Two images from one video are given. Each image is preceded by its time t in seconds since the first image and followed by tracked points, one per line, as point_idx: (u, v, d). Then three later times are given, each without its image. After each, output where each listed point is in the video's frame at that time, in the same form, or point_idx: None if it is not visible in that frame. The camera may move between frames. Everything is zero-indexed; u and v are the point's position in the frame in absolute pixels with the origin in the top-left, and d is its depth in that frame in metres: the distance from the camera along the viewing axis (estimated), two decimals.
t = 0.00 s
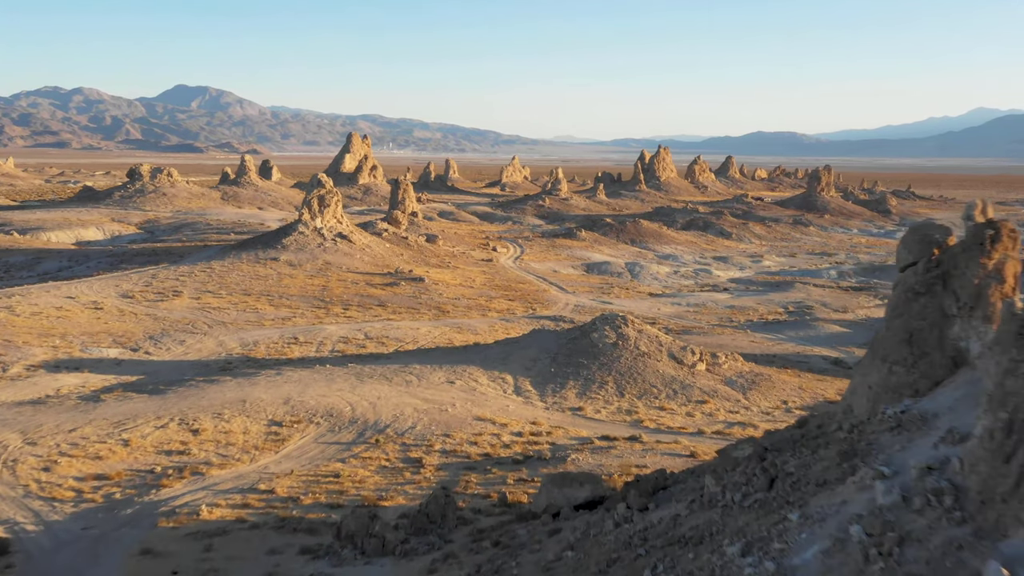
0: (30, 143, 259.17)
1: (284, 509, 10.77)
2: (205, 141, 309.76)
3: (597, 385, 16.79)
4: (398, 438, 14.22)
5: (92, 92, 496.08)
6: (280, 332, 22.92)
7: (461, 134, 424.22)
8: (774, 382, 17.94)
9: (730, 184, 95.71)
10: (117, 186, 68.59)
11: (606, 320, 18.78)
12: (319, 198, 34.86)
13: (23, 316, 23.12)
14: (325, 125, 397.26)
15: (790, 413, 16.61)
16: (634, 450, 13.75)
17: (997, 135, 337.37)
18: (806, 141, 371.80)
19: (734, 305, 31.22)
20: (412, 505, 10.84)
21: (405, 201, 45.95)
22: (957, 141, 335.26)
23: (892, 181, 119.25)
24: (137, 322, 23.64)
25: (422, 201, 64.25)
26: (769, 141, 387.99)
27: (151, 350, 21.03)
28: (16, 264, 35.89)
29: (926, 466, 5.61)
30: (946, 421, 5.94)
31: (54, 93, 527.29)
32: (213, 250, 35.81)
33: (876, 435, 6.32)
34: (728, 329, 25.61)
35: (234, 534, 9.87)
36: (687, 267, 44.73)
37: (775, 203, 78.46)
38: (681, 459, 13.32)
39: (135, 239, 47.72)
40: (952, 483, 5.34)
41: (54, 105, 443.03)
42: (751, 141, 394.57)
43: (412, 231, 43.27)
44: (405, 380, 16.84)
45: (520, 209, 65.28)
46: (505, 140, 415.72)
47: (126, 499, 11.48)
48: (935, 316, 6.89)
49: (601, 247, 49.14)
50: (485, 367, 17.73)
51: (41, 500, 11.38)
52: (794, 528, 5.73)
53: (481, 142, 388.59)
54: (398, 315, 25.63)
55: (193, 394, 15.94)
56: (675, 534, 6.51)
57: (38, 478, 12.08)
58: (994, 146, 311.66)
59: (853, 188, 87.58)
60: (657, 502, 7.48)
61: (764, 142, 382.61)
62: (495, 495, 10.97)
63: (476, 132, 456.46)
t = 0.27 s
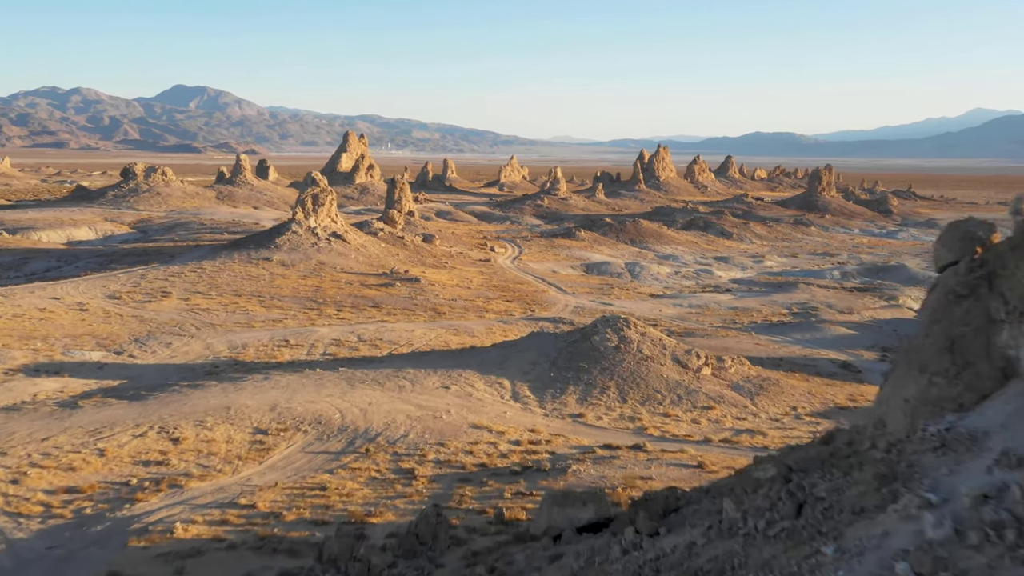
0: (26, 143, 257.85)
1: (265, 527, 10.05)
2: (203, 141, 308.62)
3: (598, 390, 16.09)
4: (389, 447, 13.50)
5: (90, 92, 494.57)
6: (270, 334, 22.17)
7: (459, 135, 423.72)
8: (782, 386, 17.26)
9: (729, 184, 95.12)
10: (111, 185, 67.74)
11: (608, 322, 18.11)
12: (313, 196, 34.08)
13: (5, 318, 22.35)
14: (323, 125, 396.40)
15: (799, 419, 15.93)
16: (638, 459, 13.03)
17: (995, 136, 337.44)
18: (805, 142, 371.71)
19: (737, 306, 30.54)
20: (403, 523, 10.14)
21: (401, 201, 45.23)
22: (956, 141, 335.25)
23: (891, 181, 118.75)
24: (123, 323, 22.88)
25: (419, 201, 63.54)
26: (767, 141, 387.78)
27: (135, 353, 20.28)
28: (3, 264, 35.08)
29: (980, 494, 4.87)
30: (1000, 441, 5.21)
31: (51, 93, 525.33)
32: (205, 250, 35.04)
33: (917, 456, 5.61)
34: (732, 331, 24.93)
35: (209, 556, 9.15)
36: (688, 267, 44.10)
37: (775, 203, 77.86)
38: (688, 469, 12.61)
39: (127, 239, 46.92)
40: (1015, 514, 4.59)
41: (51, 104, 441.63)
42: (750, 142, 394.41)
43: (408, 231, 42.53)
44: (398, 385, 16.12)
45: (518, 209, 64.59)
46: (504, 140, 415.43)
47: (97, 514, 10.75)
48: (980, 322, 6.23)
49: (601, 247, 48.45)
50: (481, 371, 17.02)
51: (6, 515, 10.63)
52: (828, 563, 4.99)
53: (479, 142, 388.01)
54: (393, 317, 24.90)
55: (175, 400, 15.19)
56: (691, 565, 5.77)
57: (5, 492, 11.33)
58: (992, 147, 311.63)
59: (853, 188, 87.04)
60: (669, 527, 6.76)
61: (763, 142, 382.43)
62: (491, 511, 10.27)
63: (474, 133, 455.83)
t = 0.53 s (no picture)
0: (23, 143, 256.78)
1: (247, 546, 9.43)
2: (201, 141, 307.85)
3: (600, 395, 15.47)
4: (381, 456, 12.88)
5: (88, 91, 493.24)
6: (261, 336, 21.53)
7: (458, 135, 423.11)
8: (789, 391, 16.66)
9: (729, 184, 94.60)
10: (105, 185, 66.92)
11: (609, 325, 17.51)
12: (307, 195, 33.40)
13: None
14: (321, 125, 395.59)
15: (808, 425, 15.34)
16: (642, 469, 12.41)
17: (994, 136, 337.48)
18: (803, 142, 371.64)
19: (740, 307, 29.97)
20: (393, 540, 9.54)
21: (398, 200, 44.59)
22: (954, 141, 335.24)
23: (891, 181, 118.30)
24: (110, 325, 22.22)
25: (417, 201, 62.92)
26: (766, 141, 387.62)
27: (121, 357, 19.62)
28: None
29: None
30: None
31: (49, 93, 523.72)
32: (197, 250, 34.36)
33: (963, 478, 5.02)
34: (736, 333, 24.35)
35: None
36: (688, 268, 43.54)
37: (776, 202, 77.33)
38: (694, 480, 12.01)
39: (120, 239, 46.21)
40: None
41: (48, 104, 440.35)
42: (748, 142, 394.26)
43: (405, 230, 41.90)
44: (392, 390, 15.49)
45: (517, 208, 63.97)
46: (502, 140, 415.16)
47: (69, 530, 10.12)
48: None
49: (600, 247, 47.85)
50: (478, 376, 16.40)
51: None
52: None
53: (478, 142, 387.49)
54: (388, 318, 24.27)
55: (157, 406, 14.53)
56: None
57: None
58: (991, 147, 311.60)
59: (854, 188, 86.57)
60: (681, 553, 6.14)
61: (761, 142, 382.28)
62: (487, 527, 9.66)
63: (473, 133, 455.31)
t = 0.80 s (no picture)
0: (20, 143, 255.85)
1: (225, 566, 8.82)
2: (200, 143, 307.69)
3: (601, 401, 14.87)
4: (372, 466, 12.27)
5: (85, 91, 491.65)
6: (251, 339, 20.88)
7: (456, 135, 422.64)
8: (798, 396, 16.09)
9: (728, 184, 94.12)
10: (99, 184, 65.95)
11: (611, 327, 16.92)
12: (302, 194, 32.74)
13: None
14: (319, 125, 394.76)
15: (817, 432, 14.75)
16: (646, 479, 11.80)
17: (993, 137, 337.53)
18: (802, 142, 371.58)
19: (742, 308, 29.40)
20: (384, 561, 8.96)
21: (395, 200, 43.95)
22: (953, 142, 335.24)
23: (890, 182, 117.91)
24: (96, 327, 21.57)
25: (414, 201, 62.31)
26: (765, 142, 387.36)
27: (106, 360, 18.98)
28: None
29: None
30: None
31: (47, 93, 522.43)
32: (189, 249, 33.71)
33: None
34: (740, 335, 23.78)
35: None
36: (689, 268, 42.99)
37: (776, 202, 76.81)
38: (702, 491, 11.40)
39: (112, 239, 45.50)
40: None
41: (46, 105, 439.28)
42: (747, 142, 394.08)
43: (402, 230, 41.29)
44: (384, 396, 14.88)
45: (515, 208, 63.39)
46: (501, 141, 414.52)
47: (38, 548, 9.50)
48: None
49: (600, 247, 47.27)
50: (474, 380, 15.80)
51: None
52: None
53: (476, 143, 387.10)
54: (383, 320, 23.65)
55: (140, 413, 13.91)
56: None
57: None
58: (989, 148, 311.56)
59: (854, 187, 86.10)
60: None
61: (760, 143, 382.23)
62: (483, 545, 9.08)
63: (471, 133, 454.78)
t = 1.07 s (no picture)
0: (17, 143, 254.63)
1: None
2: (198, 143, 306.83)
3: (603, 408, 14.17)
4: (361, 479, 11.55)
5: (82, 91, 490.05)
6: (240, 342, 20.12)
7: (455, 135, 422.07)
8: (808, 403, 15.39)
9: (728, 183, 93.48)
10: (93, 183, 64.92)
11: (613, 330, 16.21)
12: (295, 193, 31.94)
13: None
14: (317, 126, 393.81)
15: (830, 441, 14.05)
16: (652, 493, 11.08)
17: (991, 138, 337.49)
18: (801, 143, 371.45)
19: (746, 310, 28.72)
20: None
21: (391, 199, 43.19)
22: (952, 142, 335.04)
23: (891, 182, 117.34)
24: (79, 330, 20.82)
25: (412, 201, 61.58)
26: (763, 142, 387.02)
27: (88, 364, 18.23)
28: None
29: None
30: None
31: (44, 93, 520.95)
32: (180, 249, 32.93)
33: None
34: (745, 338, 23.10)
35: None
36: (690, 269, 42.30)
37: (777, 202, 76.18)
38: (712, 506, 10.68)
39: (103, 238, 44.67)
40: None
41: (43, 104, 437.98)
42: (746, 142, 393.68)
43: (398, 229, 40.56)
44: (375, 403, 14.15)
45: (514, 208, 62.70)
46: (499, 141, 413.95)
47: None
48: None
49: (599, 247, 46.57)
50: (470, 386, 15.09)
51: None
52: None
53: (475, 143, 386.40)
54: (377, 322, 22.90)
55: (116, 421, 13.17)
56: None
57: None
58: (988, 148, 311.35)
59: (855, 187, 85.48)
60: None
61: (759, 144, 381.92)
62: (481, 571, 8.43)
63: (470, 133, 453.98)
